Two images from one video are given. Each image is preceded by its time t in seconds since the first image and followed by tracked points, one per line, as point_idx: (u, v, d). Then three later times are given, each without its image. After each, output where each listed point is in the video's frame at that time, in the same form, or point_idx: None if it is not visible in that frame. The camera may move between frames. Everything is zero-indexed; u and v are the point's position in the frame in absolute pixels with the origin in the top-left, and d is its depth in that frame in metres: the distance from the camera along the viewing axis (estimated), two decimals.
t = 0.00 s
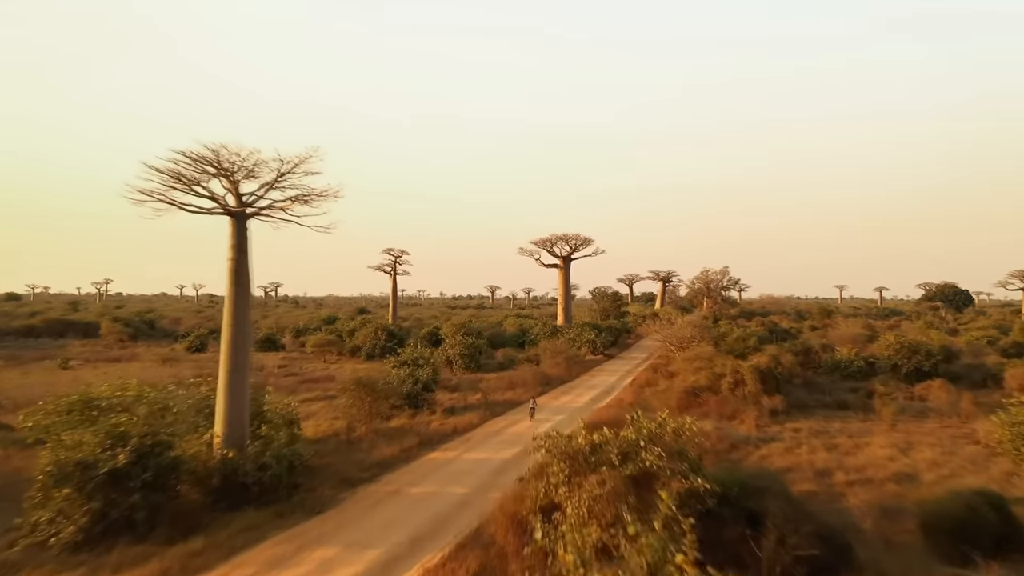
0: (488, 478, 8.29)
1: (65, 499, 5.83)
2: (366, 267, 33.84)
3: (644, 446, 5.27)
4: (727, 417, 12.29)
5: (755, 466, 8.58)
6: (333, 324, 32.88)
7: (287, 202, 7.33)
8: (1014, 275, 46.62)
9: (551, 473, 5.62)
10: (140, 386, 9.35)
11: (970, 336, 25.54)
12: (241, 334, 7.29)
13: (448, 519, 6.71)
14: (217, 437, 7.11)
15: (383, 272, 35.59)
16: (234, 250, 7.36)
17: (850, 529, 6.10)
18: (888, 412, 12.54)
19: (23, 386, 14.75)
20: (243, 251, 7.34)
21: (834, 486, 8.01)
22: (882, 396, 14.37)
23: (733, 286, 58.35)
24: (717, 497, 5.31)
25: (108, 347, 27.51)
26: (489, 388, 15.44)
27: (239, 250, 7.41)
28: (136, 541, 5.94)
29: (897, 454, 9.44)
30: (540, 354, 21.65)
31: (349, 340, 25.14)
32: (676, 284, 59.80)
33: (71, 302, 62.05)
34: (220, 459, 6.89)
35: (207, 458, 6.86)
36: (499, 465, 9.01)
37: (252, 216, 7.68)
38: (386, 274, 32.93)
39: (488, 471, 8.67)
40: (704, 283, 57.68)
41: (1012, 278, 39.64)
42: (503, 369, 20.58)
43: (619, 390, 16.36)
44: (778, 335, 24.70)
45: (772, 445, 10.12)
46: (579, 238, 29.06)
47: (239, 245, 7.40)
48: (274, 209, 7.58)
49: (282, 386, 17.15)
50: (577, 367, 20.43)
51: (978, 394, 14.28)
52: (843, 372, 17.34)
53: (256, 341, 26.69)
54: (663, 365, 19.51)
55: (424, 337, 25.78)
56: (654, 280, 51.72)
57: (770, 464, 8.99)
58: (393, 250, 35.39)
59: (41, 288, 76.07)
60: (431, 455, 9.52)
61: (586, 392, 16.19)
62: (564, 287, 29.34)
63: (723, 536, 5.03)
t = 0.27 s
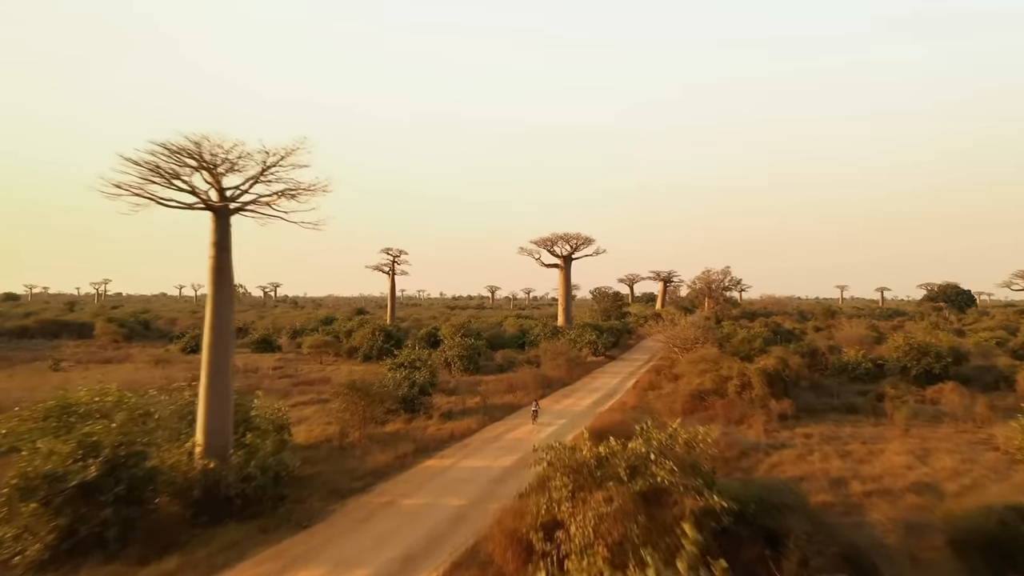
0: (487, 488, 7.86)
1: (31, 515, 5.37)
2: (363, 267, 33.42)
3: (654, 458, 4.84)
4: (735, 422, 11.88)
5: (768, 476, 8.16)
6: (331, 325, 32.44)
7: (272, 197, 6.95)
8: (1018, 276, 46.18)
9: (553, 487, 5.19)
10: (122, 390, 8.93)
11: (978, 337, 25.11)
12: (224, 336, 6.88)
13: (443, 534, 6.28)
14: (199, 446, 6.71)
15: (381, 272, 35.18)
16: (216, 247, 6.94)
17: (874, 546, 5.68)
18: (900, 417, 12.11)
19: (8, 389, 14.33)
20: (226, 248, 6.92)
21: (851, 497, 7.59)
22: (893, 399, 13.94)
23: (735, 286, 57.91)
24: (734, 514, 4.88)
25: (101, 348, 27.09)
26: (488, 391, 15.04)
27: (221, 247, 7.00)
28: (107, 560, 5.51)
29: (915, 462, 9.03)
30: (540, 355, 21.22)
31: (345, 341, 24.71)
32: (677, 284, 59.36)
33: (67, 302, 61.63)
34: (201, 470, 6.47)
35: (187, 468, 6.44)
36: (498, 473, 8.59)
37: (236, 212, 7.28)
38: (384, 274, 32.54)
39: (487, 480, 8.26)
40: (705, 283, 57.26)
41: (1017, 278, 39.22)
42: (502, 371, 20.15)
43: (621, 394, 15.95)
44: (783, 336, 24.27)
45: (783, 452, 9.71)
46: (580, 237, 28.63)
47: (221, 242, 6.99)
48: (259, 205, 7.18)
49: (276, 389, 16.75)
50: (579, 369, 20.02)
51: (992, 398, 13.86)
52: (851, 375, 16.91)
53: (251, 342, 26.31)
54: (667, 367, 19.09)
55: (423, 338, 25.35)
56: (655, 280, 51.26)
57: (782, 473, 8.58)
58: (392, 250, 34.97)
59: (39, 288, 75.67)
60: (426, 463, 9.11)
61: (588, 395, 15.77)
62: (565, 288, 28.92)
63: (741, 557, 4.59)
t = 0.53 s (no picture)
0: (484, 502, 7.36)
1: None
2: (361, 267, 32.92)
3: (669, 478, 4.35)
4: (744, 428, 11.39)
5: (784, 488, 7.66)
6: (328, 326, 31.94)
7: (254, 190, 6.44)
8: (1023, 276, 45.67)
9: (555, 508, 4.69)
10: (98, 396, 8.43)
11: (987, 338, 24.61)
12: (200, 339, 6.37)
13: (436, 556, 5.78)
14: (173, 459, 6.20)
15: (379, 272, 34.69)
16: (193, 243, 6.43)
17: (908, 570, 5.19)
18: (916, 423, 11.62)
19: None
20: (202, 244, 6.41)
21: (875, 512, 7.10)
22: (907, 403, 13.44)
23: (737, 287, 57.39)
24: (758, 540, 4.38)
25: (93, 350, 26.59)
26: (486, 395, 14.56)
27: (198, 244, 6.49)
28: None
29: (938, 473, 8.53)
30: (541, 357, 20.72)
31: (342, 343, 24.19)
32: (679, 285, 58.83)
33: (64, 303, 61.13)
34: (174, 485, 5.98)
35: (159, 483, 5.94)
36: (496, 485, 8.09)
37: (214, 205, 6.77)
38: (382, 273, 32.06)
39: (485, 493, 7.76)
40: (707, 284, 56.74)
41: None
42: (502, 373, 19.65)
43: (625, 397, 15.45)
44: (788, 337, 23.76)
45: (797, 461, 9.22)
46: (581, 237, 28.12)
47: (197, 238, 6.47)
48: (239, 198, 6.67)
49: (269, 392, 16.26)
50: (580, 371, 19.53)
51: (1009, 402, 13.36)
52: (861, 378, 16.42)
53: (246, 343, 25.84)
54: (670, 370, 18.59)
55: (420, 339, 24.84)
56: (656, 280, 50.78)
57: (798, 484, 8.09)
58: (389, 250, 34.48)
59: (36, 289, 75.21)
60: (420, 473, 8.61)
61: (590, 399, 15.26)
62: (565, 288, 28.41)
63: None
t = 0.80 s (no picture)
0: (483, 516, 6.91)
1: None
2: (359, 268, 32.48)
3: (688, 502, 3.89)
4: (754, 434, 10.93)
5: (801, 501, 7.21)
6: (326, 326, 31.47)
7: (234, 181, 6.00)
8: None
9: (559, 531, 4.23)
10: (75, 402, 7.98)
11: (996, 339, 24.13)
12: (175, 343, 5.92)
13: None
14: (145, 472, 5.75)
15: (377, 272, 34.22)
16: (168, 239, 5.99)
17: None
18: (932, 429, 11.16)
19: None
20: (178, 241, 5.97)
21: (898, 527, 6.64)
22: (920, 408, 12.98)
23: (739, 287, 56.91)
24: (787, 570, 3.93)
25: (86, 351, 26.10)
26: (485, 399, 14.12)
27: (173, 241, 6.05)
28: None
29: (961, 483, 8.08)
30: (541, 359, 20.26)
31: (339, 344, 23.74)
32: (680, 285, 58.35)
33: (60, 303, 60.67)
34: (147, 501, 5.52)
35: (131, 498, 5.48)
36: (495, 496, 7.64)
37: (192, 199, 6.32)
38: (380, 274, 31.60)
39: (484, 505, 7.31)
40: (709, 284, 56.26)
41: None
42: (502, 375, 19.18)
43: (628, 401, 14.99)
44: (793, 339, 23.27)
45: (812, 469, 8.77)
46: (582, 236, 27.65)
47: (174, 233, 6.02)
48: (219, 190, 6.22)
49: (261, 395, 15.81)
50: (581, 373, 19.06)
51: None
52: (871, 380, 15.96)
53: (241, 345, 25.40)
54: (674, 372, 18.11)
55: (419, 341, 24.39)
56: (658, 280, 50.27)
57: (814, 496, 7.63)
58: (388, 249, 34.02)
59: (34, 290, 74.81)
60: (415, 482, 8.16)
61: (592, 402, 14.81)
62: (566, 288, 27.95)
63: None
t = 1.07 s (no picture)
0: (481, 534, 6.40)
1: None
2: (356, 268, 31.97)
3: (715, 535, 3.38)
4: (765, 442, 10.43)
5: (823, 519, 6.70)
6: (322, 327, 30.96)
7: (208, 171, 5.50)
8: None
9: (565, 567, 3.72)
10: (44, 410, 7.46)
11: (1007, 340, 23.60)
12: (142, 348, 5.41)
13: None
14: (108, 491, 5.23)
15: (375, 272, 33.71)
16: (133, 235, 5.47)
17: None
18: (951, 436, 10.66)
19: None
20: (144, 237, 5.46)
21: (930, 547, 6.13)
22: (936, 413, 12.47)
23: (741, 287, 56.39)
24: None
25: (78, 352, 25.58)
26: (484, 403, 13.62)
27: (140, 236, 5.54)
28: None
29: (991, 497, 7.57)
30: (542, 362, 19.75)
31: (334, 345, 23.22)
32: (682, 285, 57.80)
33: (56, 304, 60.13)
34: (109, 523, 4.99)
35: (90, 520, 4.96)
36: (494, 511, 7.13)
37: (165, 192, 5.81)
38: (378, 274, 31.11)
39: (481, 522, 6.80)
40: (711, 284, 55.73)
41: None
42: (501, 378, 18.69)
43: (632, 405, 14.47)
44: (800, 340, 22.75)
45: (830, 480, 8.27)
46: (583, 235, 27.14)
47: (140, 229, 5.51)
48: (194, 181, 5.72)
49: (253, 399, 15.29)
50: (583, 376, 18.55)
51: None
52: (882, 384, 15.45)
53: (235, 346, 24.90)
54: (679, 375, 17.59)
55: (417, 342, 23.88)
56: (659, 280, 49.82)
57: (836, 511, 7.13)
58: (386, 249, 33.64)
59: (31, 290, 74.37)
60: (408, 495, 7.64)
61: (594, 407, 14.30)
62: (567, 288, 27.45)
63: None
